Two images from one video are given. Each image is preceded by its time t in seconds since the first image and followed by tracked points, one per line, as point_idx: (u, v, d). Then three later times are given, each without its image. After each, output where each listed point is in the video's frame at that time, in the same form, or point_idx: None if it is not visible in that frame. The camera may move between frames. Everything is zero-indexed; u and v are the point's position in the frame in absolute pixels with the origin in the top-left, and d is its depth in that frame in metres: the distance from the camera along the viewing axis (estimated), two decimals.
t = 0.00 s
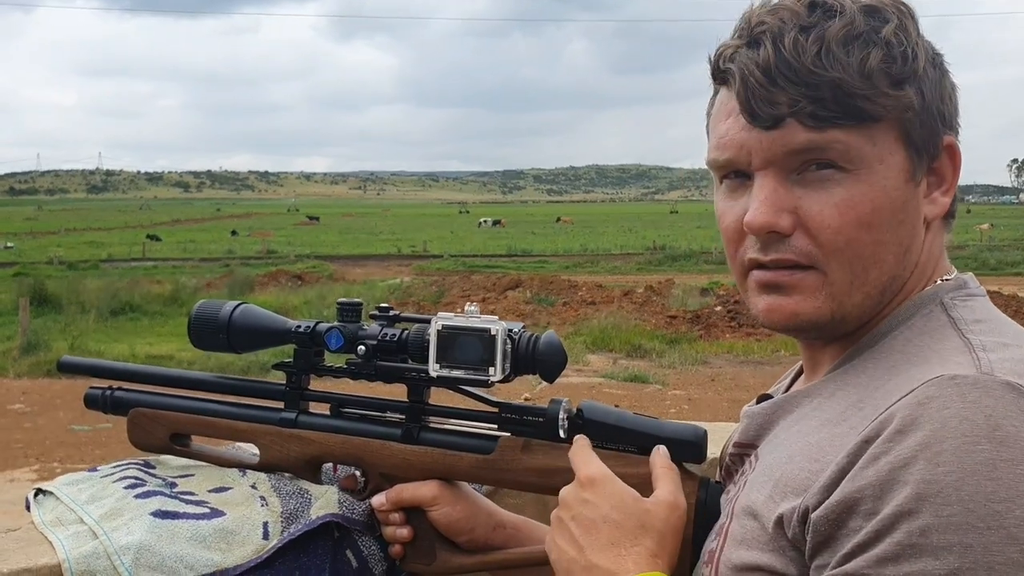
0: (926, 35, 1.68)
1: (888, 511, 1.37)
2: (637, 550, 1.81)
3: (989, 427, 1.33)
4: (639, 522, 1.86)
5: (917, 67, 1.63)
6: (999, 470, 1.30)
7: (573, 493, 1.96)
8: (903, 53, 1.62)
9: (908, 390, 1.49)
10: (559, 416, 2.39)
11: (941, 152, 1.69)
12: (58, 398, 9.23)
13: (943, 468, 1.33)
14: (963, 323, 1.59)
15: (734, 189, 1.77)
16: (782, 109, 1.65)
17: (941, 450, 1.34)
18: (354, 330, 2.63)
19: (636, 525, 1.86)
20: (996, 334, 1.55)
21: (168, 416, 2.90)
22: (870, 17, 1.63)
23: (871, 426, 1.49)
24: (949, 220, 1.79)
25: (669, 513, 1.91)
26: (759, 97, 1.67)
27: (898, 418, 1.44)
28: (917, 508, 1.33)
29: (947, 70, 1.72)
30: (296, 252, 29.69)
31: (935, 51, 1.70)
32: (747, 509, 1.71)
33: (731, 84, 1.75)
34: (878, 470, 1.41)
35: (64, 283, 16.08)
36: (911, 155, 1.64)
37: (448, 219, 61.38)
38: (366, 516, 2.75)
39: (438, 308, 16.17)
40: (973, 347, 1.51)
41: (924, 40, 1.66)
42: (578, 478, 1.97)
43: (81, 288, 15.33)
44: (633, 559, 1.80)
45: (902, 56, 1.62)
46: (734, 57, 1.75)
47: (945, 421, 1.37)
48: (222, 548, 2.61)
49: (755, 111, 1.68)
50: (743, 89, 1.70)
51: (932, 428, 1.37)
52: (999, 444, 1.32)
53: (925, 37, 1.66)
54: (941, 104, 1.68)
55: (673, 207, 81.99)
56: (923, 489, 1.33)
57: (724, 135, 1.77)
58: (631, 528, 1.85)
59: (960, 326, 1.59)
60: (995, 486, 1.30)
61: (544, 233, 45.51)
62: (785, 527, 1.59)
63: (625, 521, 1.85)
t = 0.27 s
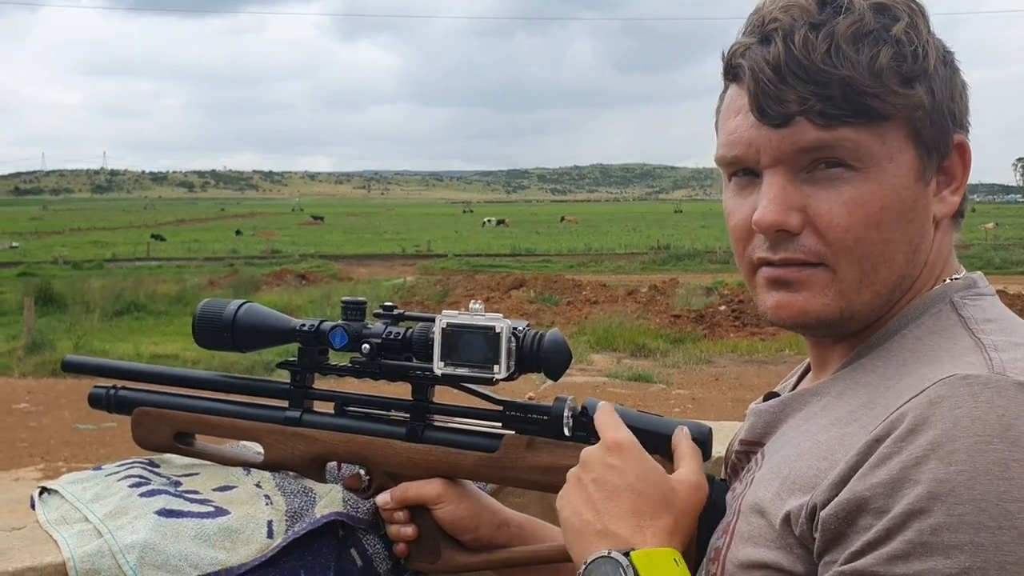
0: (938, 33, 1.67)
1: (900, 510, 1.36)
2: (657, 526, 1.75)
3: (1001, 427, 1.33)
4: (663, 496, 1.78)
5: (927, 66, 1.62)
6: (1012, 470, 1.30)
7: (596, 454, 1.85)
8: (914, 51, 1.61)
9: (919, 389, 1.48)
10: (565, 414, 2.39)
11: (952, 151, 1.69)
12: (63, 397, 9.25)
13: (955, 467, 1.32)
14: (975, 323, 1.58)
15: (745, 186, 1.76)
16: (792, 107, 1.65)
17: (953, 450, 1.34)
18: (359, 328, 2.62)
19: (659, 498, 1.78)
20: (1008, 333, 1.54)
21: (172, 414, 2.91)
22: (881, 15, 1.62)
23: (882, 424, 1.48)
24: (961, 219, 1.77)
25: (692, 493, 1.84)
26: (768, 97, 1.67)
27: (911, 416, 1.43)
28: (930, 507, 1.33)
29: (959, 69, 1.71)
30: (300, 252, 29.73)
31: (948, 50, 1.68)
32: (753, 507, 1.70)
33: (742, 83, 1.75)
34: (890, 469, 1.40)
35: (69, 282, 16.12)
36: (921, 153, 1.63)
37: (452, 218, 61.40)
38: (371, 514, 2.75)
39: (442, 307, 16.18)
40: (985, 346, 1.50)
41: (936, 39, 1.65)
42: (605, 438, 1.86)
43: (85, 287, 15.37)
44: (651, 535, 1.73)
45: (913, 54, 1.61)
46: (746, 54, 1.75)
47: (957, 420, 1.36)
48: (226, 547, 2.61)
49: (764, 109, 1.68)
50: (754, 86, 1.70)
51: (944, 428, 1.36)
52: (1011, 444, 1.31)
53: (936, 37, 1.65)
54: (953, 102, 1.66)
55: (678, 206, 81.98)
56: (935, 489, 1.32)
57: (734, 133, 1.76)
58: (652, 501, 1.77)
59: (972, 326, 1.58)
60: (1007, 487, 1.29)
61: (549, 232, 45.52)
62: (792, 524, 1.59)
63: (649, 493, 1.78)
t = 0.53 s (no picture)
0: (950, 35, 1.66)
1: (899, 493, 1.37)
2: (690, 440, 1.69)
3: (1008, 419, 1.33)
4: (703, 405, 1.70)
5: (938, 68, 1.62)
6: (1015, 463, 1.30)
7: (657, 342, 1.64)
8: (924, 54, 1.61)
9: (928, 382, 1.49)
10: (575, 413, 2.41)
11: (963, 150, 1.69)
12: (71, 395, 9.28)
13: (959, 456, 1.32)
14: (988, 322, 1.59)
15: (757, 188, 1.76)
16: (802, 112, 1.65)
17: (959, 439, 1.34)
18: (369, 327, 2.62)
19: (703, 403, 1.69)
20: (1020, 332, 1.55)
21: (184, 414, 2.91)
22: (891, 18, 1.62)
23: (891, 412, 1.49)
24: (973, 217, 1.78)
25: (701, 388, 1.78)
26: (778, 102, 1.67)
27: (920, 405, 1.44)
28: (931, 493, 1.33)
29: (971, 70, 1.70)
30: (307, 250, 29.78)
31: (959, 51, 1.68)
32: (762, 500, 1.71)
33: (755, 90, 1.75)
34: (893, 457, 1.40)
35: (77, 281, 16.17)
36: (932, 155, 1.63)
37: (458, 215, 61.40)
38: (382, 514, 2.75)
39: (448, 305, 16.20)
40: (997, 343, 1.51)
41: (947, 40, 1.65)
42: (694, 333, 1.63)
43: (93, 285, 15.42)
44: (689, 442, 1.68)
45: (923, 57, 1.61)
46: (757, 58, 1.74)
47: (965, 411, 1.36)
48: (239, 546, 2.62)
49: (774, 114, 1.68)
50: (764, 91, 1.70)
51: (952, 417, 1.37)
52: (1017, 437, 1.32)
53: (947, 38, 1.65)
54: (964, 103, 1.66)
55: (683, 203, 81.90)
56: (938, 475, 1.32)
57: (745, 137, 1.76)
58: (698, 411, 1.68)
59: (985, 326, 1.58)
60: (1009, 478, 1.29)
61: (555, 230, 45.52)
62: (795, 514, 1.60)
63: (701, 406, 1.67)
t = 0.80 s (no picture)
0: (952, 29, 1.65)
1: (904, 506, 1.36)
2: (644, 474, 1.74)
3: (1011, 427, 1.33)
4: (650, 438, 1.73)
5: (940, 64, 1.61)
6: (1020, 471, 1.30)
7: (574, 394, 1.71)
8: (924, 50, 1.60)
9: (931, 387, 1.48)
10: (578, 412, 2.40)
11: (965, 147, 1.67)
12: (79, 395, 9.30)
13: (964, 465, 1.32)
14: (988, 322, 1.58)
15: (756, 187, 1.76)
16: (801, 109, 1.64)
17: (962, 448, 1.34)
18: (373, 326, 2.62)
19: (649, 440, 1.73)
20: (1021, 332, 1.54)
21: (189, 413, 2.92)
22: (891, 14, 1.61)
23: (891, 421, 1.48)
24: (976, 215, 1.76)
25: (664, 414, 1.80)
26: (777, 98, 1.67)
27: (922, 413, 1.43)
28: (937, 503, 1.33)
29: (975, 65, 1.69)
30: (314, 249, 29.83)
31: (962, 47, 1.67)
32: (762, 502, 1.70)
33: (753, 85, 1.74)
34: (895, 468, 1.40)
35: (85, 281, 16.22)
36: (932, 151, 1.62)
37: (465, 215, 61.39)
38: (386, 511, 2.76)
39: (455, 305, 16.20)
40: (997, 345, 1.50)
41: (949, 35, 1.63)
42: (616, 376, 1.69)
43: (100, 285, 15.48)
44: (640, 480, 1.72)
45: (924, 52, 1.60)
46: (754, 55, 1.74)
47: (969, 419, 1.36)
48: (244, 544, 2.62)
49: (772, 111, 1.68)
50: (763, 87, 1.69)
51: (955, 425, 1.37)
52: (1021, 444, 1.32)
53: (949, 33, 1.64)
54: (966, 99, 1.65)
55: (690, 203, 81.78)
56: (942, 486, 1.33)
57: (745, 135, 1.75)
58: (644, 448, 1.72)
59: (985, 326, 1.58)
60: (1015, 487, 1.30)
61: (562, 229, 45.51)
62: (797, 521, 1.58)
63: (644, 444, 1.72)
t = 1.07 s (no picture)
0: (959, 24, 1.62)
1: (919, 507, 1.36)
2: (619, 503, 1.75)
3: None
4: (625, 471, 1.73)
5: (940, 63, 1.58)
6: None
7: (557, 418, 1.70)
8: (923, 48, 1.57)
9: (943, 387, 1.48)
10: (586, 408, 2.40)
11: (970, 145, 1.65)
12: (86, 395, 9.33)
13: (980, 464, 1.33)
14: (1000, 320, 1.58)
15: (758, 182, 1.78)
16: (794, 107, 1.65)
17: (978, 448, 1.34)
18: (380, 324, 2.63)
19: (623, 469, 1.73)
20: None
21: (198, 412, 2.94)
22: (887, 13, 1.58)
23: (906, 421, 1.47)
24: (986, 213, 1.74)
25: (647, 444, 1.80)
26: (770, 95, 1.68)
27: (936, 415, 1.42)
28: (953, 504, 1.33)
29: (986, 61, 1.66)
30: (320, 249, 29.86)
31: (972, 41, 1.64)
32: (773, 502, 1.69)
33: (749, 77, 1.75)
34: (911, 470, 1.39)
35: (91, 281, 16.26)
36: (931, 150, 1.60)
37: (470, 214, 61.41)
38: (394, 510, 2.75)
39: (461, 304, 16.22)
40: (1010, 343, 1.50)
41: (953, 31, 1.60)
42: (570, 414, 1.68)
43: (108, 286, 15.51)
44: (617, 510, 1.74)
45: (922, 51, 1.57)
46: (751, 49, 1.74)
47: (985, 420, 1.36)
48: (252, 542, 2.63)
49: (766, 108, 1.69)
50: (759, 85, 1.70)
51: (971, 426, 1.36)
52: None
53: (954, 29, 1.60)
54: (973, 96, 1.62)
55: (696, 202, 81.73)
56: (958, 488, 1.32)
57: (745, 129, 1.77)
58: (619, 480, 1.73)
59: (997, 325, 1.57)
60: None
61: (568, 228, 45.52)
62: (810, 522, 1.58)
63: (616, 473, 1.73)
